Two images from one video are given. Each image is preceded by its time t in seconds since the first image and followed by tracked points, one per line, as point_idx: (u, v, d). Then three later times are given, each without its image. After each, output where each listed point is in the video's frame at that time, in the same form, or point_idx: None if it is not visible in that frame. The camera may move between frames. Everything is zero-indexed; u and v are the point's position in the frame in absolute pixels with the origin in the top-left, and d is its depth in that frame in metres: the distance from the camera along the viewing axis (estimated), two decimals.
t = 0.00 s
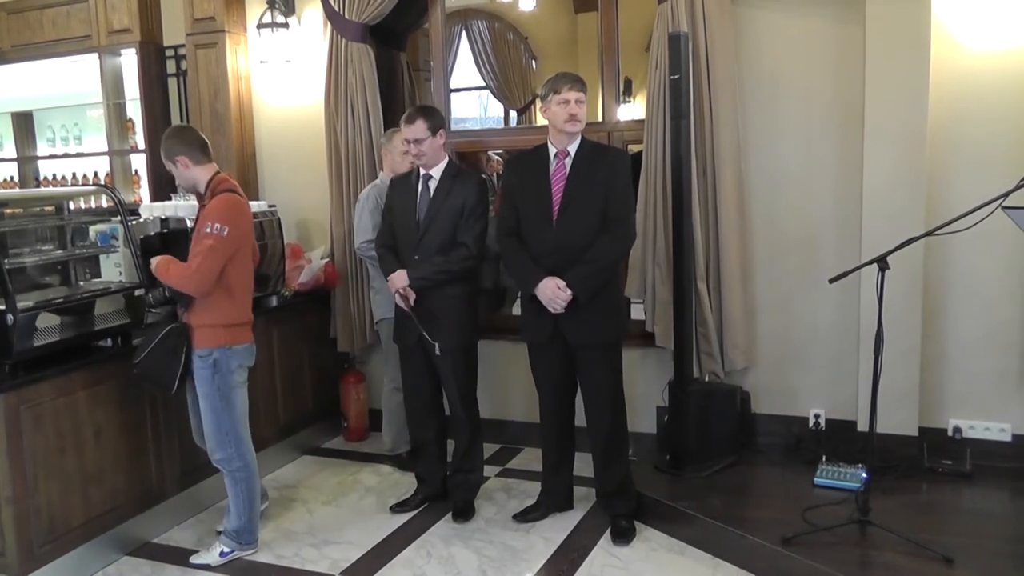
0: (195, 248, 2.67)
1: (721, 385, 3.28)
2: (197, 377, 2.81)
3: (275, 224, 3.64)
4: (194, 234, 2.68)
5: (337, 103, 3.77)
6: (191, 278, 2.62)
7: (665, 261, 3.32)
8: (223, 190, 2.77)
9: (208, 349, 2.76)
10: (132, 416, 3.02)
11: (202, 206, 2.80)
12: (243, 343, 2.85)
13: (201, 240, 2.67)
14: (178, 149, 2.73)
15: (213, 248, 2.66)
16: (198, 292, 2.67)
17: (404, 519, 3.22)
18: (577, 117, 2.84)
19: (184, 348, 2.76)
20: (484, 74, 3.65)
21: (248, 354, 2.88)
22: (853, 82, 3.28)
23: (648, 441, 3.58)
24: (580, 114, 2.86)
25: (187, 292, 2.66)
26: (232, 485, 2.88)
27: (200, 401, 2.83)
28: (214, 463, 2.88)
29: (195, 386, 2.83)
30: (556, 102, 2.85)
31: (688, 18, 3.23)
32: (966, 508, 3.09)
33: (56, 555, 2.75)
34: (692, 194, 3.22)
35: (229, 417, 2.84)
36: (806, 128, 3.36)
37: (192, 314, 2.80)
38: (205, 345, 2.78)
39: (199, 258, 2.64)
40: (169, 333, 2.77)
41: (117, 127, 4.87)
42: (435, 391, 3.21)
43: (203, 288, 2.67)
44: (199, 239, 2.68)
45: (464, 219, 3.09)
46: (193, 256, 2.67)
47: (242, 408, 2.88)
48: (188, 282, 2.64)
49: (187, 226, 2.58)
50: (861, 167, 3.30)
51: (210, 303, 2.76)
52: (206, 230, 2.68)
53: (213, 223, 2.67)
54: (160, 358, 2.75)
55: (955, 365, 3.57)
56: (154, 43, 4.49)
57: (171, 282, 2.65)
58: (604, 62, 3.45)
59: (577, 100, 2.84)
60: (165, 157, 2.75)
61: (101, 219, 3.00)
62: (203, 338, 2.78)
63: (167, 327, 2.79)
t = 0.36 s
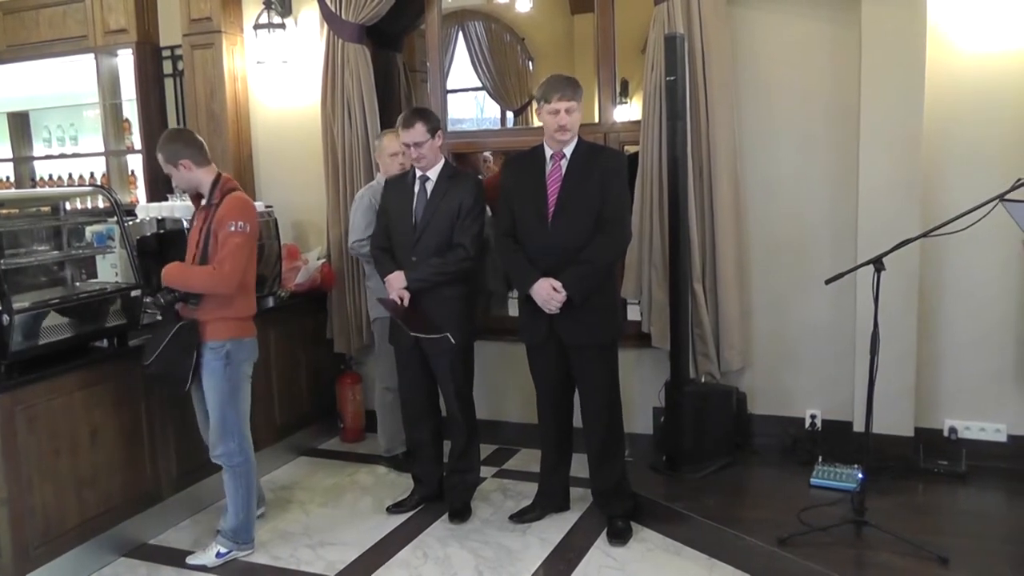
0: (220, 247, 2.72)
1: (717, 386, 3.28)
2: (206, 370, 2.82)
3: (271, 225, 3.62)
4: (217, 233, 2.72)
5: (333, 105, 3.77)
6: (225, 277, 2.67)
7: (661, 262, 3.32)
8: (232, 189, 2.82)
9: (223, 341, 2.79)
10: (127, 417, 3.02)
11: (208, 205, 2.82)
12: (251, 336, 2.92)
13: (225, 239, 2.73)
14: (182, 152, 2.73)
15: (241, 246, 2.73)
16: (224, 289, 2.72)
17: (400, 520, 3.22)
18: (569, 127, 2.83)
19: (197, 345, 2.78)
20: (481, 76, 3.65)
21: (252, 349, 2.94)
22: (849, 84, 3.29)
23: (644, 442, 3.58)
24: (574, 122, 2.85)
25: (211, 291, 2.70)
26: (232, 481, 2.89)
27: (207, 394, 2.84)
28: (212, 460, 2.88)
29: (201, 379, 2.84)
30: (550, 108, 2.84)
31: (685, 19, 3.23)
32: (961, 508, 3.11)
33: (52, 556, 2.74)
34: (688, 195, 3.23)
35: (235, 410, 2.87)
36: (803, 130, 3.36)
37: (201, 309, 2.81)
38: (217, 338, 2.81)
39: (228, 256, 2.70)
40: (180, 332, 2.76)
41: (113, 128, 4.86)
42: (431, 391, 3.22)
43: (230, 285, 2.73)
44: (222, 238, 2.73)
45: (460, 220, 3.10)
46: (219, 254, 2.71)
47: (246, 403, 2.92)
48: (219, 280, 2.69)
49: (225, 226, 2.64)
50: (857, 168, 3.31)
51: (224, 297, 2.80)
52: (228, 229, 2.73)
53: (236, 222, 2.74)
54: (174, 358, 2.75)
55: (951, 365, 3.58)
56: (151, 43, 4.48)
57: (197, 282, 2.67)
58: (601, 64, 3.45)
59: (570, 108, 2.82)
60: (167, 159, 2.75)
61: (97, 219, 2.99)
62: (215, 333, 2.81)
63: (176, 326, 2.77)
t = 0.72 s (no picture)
0: (205, 246, 2.79)
1: (682, 387, 3.29)
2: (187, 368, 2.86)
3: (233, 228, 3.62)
4: (202, 233, 2.79)
5: (296, 106, 3.75)
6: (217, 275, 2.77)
7: (626, 265, 3.34)
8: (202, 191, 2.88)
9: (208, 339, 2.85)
10: (84, 424, 2.98)
11: (178, 208, 2.85)
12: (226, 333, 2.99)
13: (210, 238, 2.80)
14: (149, 157, 2.76)
15: (226, 244, 2.82)
16: (213, 287, 2.81)
17: (365, 525, 3.21)
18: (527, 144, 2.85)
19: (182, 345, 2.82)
20: (447, 77, 3.64)
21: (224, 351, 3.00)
22: (812, 87, 3.33)
23: (609, 443, 3.61)
24: (535, 136, 2.86)
25: (202, 290, 2.78)
26: (200, 480, 2.91)
27: (186, 392, 2.87)
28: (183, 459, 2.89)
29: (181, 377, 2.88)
30: (509, 130, 2.84)
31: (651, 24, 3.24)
32: (921, 504, 3.17)
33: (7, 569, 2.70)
34: (654, 198, 3.25)
35: (212, 410, 2.92)
36: (766, 133, 3.40)
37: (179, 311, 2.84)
38: (199, 337, 2.86)
39: (216, 254, 2.79)
40: (164, 335, 2.77)
41: (73, 127, 4.78)
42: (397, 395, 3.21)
43: (217, 283, 2.81)
44: (205, 238, 2.80)
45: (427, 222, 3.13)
46: (205, 253, 2.79)
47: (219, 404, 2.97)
48: (210, 278, 2.78)
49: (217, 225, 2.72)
50: (820, 170, 3.35)
51: (206, 296, 2.86)
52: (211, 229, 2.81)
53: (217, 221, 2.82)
54: (160, 360, 2.77)
55: (912, 363, 3.65)
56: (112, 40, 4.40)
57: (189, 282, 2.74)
58: (566, 67, 3.45)
59: (529, 127, 2.82)
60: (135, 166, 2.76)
61: (56, 219, 2.95)
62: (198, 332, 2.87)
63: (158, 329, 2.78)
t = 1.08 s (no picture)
0: (162, 244, 2.82)
1: (627, 389, 3.33)
2: (144, 367, 2.86)
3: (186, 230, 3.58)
4: (158, 231, 2.81)
5: (239, 106, 3.71)
6: (178, 273, 2.82)
7: (570, 269, 3.35)
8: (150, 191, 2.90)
9: (166, 337, 2.89)
10: (20, 434, 2.92)
11: (127, 208, 2.85)
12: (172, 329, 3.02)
13: (167, 236, 2.83)
14: (103, 158, 2.77)
15: (183, 242, 2.87)
16: (171, 285, 2.85)
17: (309, 532, 3.18)
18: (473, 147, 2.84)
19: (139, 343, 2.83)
20: (392, 79, 3.63)
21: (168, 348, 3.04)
22: (755, 93, 3.37)
23: (553, 445, 3.63)
24: (479, 140, 2.84)
25: (162, 287, 2.81)
26: (162, 477, 2.95)
27: (143, 393, 2.87)
28: (141, 461, 2.91)
29: (137, 377, 2.87)
30: (453, 134, 2.82)
31: (594, 31, 3.26)
32: (862, 502, 3.24)
33: None
34: (598, 203, 3.27)
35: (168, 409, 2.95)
36: (708, 137, 3.43)
37: (135, 310, 2.85)
38: (156, 336, 2.89)
39: (175, 252, 2.83)
40: (125, 334, 2.78)
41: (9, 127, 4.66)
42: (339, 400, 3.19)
43: (175, 281, 2.85)
44: (162, 236, 2.82)
45: (372, 225, 3.11)
46: (162, 252, 2.82)
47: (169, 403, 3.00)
48: (170, 276, 2.82)
49: (179, 224, 2.78)
50: (762, 175, 3.40)
51: (162, 294, 2.89)
52: (168, 228, 2.85)
53: (173, 219, 2.87)
54: (121, 361, 2.76)
55: (853, 364, 3.72)
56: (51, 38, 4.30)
57: (152, 280, 2.77)
58: (511, 70, 3.44)
59: (472, 131, 2.80)
60: (84, 168, 2.75)
61: None
62: (152, 330, 2.88)
63: (117, 328, 2.77)
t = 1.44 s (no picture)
0: (117, 246, 2.77)
1: (578, 392, 3.35)
2: (100, 371, 2.82)
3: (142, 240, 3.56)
4: (114, 233, 2.76)
5: (190, 106, 3.66)
6: (135, 275, 2.77)
7: (522, 272, 3.35)
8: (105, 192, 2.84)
9: (123, 341, 2.84)
10: None
11: (80, 210, 2.78)
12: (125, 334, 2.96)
13: (122, 238, 2.78)
14: (56, 159, 2.71)
15: (138, 244, 2.83)
16: (127, 288, 2.80)
17: (261, 539, 3.15)
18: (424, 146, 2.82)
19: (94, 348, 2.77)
20: (343, 80, 3.66)
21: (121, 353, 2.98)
22: (706, 98, 3.41)
23: (506, 448, 3.64)
24: (430, 140, 2.82)
25: (118, 290, 2.76)
26: (119, 484, 2.90)
27: (102, 397, 2.83)
28: (99, 466, 2.86)
29: (94, 382, 2.82)
30: (403, 133, 2.79)
31: (546, 33, 3.27)
32: (813, 501, 3.28)
33: None
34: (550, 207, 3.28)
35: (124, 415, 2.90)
36: (659, 141, 3.46)
37: (91, 314, 2.79)
38: (112, 340, 2.83)
39: (131, 255, 2.79)
40: (82, 338, 2.72)
41: None
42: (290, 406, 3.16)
43: (131, 284, 2.81)
44: (118, 238, 2.77)
45: (323, 228, 3.08)
46: (118, 254, 2.77)
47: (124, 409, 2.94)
48: (126, 279, 2.77)
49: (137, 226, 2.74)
50: (713, 179, 3.43)
51: (117, 298, 2.84)
52: (124, 229, 2.80)
53: (129, 221, 2.82)
54: (78, 366, 2.71)
55: (804, 366, 3.77)
56: None
57: (108, 283, 2.73)
58: (461, 72, 3.51)
59: (422, 131, 2.78)
60: (37, 168, 2.68)
61: None
62: (107, 335, 2.82)
63: (73, 333, 2.72)
